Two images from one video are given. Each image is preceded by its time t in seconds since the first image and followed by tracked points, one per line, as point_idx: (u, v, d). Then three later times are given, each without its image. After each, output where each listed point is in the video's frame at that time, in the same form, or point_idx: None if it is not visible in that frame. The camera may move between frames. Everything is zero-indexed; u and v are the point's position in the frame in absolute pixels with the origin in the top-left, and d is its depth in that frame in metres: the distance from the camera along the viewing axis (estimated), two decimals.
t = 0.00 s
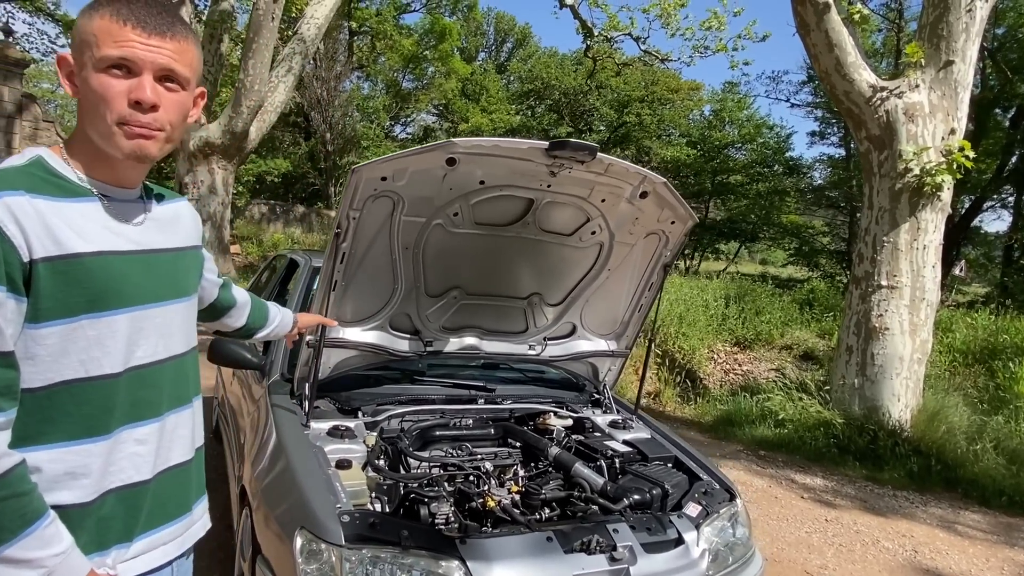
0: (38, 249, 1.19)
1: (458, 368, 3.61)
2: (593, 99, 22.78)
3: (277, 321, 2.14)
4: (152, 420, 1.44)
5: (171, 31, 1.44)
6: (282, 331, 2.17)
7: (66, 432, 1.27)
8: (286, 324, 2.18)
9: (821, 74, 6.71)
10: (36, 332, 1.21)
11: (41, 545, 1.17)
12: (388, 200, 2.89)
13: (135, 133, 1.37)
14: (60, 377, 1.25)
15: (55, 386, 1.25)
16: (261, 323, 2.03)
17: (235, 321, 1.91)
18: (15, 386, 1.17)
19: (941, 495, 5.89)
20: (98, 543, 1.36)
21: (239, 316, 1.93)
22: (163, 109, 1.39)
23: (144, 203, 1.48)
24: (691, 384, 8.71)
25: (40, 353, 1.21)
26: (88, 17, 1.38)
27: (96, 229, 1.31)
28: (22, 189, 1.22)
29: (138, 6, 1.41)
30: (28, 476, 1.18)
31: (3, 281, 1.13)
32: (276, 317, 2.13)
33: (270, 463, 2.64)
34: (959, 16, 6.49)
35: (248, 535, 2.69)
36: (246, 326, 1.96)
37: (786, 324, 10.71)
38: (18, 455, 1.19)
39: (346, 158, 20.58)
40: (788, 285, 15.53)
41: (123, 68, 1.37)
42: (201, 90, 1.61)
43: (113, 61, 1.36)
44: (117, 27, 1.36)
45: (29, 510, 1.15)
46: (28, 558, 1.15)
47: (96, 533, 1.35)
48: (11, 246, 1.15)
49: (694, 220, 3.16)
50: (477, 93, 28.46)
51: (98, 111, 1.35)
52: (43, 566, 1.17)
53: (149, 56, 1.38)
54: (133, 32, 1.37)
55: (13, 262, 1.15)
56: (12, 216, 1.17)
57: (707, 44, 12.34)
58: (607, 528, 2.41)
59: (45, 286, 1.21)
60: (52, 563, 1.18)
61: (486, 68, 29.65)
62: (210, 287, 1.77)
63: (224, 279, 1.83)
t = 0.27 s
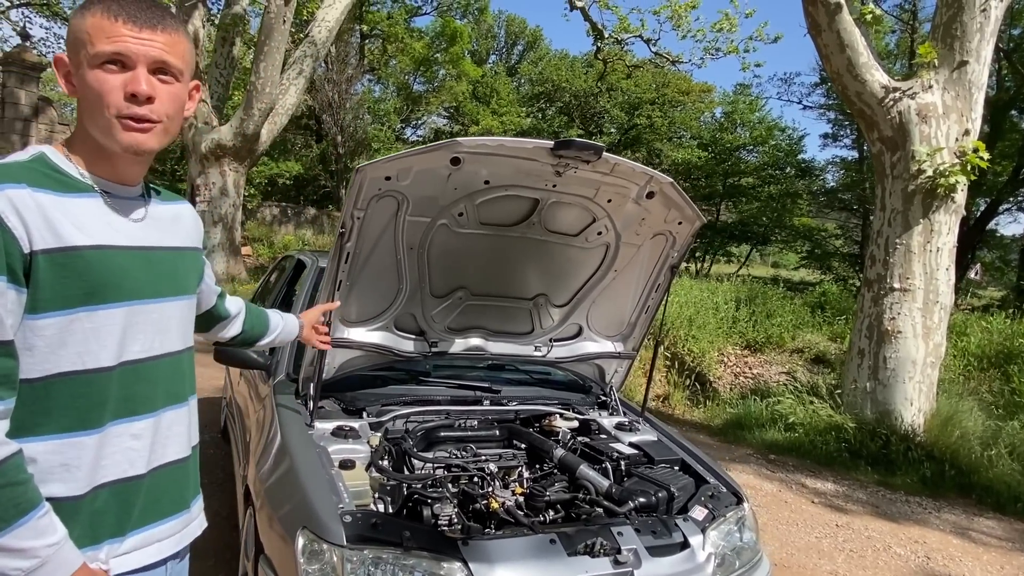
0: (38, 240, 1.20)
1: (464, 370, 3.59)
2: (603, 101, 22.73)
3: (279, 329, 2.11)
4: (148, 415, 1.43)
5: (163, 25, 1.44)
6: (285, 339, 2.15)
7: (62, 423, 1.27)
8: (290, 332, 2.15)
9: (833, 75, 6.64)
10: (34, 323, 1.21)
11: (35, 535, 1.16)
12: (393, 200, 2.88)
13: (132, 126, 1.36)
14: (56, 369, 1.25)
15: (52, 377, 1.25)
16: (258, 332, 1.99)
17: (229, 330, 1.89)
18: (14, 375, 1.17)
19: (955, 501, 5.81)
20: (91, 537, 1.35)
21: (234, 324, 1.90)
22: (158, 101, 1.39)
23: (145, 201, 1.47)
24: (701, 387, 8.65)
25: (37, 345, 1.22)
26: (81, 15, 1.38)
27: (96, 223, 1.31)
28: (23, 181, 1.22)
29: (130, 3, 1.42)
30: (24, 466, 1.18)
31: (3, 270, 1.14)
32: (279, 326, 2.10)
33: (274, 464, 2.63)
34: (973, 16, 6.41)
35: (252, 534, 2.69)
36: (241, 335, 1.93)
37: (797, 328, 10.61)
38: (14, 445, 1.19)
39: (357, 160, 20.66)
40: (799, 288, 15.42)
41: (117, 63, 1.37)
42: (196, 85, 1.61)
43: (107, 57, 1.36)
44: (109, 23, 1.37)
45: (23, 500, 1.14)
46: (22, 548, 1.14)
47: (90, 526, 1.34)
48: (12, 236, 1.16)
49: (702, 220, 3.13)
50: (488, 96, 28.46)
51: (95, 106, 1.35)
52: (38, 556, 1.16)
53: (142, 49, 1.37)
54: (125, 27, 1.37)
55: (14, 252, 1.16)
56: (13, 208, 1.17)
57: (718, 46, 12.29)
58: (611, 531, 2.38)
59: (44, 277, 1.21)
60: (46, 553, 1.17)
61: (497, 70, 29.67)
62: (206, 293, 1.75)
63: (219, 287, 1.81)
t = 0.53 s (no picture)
0: (45, 241, 1.21)
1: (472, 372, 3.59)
2: (612, 103, 22.70)
3: (296, 368, 2.04)
4: (156, 417, 1.43)
5: (183, 39, 1.46)
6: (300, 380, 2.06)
7: (70, 423, 1.28)
8: (307, 371, 2.07)
9: (843, 77, 6.60)
10: (42, 323, 1.22)
11: (43, 530, 1.16)
12: (401, 203, 2.89)
13: (140, 134, 1.37)
14: (64, 368, 1.26)
15: (61, 376, 1.26)
16: (266, 365, 1.93)
17: (232, 357, 1.84)
18: (24, 372, 1.18)
19: (966, 506, 5.76)
20: (97, 536, 1.36)
21: (239, 353, 1.85)
22: (168, 111, 1.39)
23: (155, 208, 1.47)
24: (709, 391, 8.61)
25: (45, 344, 1.23)
26: (105, 25, 1.41)
27: (103, 225, 1.32)
28: (32, 183, 1.23)
29: (154, 15, 1.45)
30: (34, 462, 1.19)
31: (11, 270, 1.15)
32: (295, 364, 2.03)
33: (283, 467, 2.64)
34: (986, 17, 6.36)
35: (260, 536, 2.70)
36: (245, 365, 1.88)
37: (807, 331, 10.56)
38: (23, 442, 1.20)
39: (365, 162, 20.73)
40: (809, 291, 15.34)
41: (134, 71, 1.39)
42: (212, 99, 1.61)
43: (124, 64, 1.38)
44: (130, 32, 1.39)
45: (33, 495, 1.15)
46: (30, 543, 1.14)
47: (99, 524, 1.35)
48: (20, 236, 1.17)
49: (711, 223, 3.11)
50: (496, 98, 28.47)
51: (107, 111, 1.36)
52: (45, 551, 1.16)
53: (157, 58, 1.39)
54: (144, 36, 1.39)
55: (22, 253, 1.18)
56: (21, 208, 1.19)
57: (727, 48, 12.26)
58: (619, 536, 2.37)
59: (51, 278, 1.22)
60: (54, 549, 1.17)
61: (505, 72, 29.69)
62: (214, 313, 1.72)
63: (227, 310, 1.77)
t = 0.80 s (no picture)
0: (61, 247, 1.22)
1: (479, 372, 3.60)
2: (617, 104, 22.68)
3: (307, 380, 2.00)
4: (174, 416, 1.44)
5: (231, 56, 1.53)
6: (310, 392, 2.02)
7: (87, 423, 1.30)
8: (315, 385, 2.02)
9: (850, 78, 6.58)
10: (58, 328, 1.23)
11: (61, 530, 1.17)
12: (409, 204, 2.90)
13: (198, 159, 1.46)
14: (79, 372, 1.27)
15: (76, 380, 1.27)
16: (277, 371, 1.91)
17: (240, 361, 1.83)
18: (39, 378, 1.19)
19: (974, 510, 5.74)
20: (118, 531, 1.37)
21: (247, 359, 1.85)
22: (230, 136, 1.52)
23: (163, 208, 1.48)
24: (715, 392, 8.59)
25: (60, 350, 1.23)
26: (170, 36, 1.41)
27: (115, 229, 1.32)
28: (45, 190, 1.23)
29: (203, 28, 1.48)
30: (49, 464, 1.20)
31: (27, 277, 1.16)
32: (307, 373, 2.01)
33: (291, 466, 2.64)
34: (994, 18, 6.33)
35: (268, 534, 2.71)
36: (255, 371, 1.86)
37: (813, 333, 10.53)
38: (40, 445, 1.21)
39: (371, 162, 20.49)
40: (815, 292, 15.30)
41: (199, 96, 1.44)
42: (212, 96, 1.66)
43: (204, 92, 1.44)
44: (205, 57, 1.44)
45: (50, 496, 1.16)
46: (49, 542, 1.16)
47: (118, 520, 1.37)
48: (36, 245, 1.18)
49: (719, 224, 3.11)
50: (502, 99, 28.48)
51: (172, 132, 1.40)
52: (64, 550, 1.17)
53: (223, 90, 1.47)
54: (216, 61, 1.46)
55: (38, 260, 1.18)
56: (36, 216, 1.19)
57: (733, 49, 12.25)
58: (626, 536, 2.36)
59: (66, 284, 1.23)
60: (72, 547, 1.18)
61: (511, 73, 29.71)
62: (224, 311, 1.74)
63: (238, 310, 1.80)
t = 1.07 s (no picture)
0: (92, 253, 1.23)
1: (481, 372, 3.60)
2: (620, 104, 22.67)
3: (306, 341, 2.07)
4: (195, 411, 1.47)
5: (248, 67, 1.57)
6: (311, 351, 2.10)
7: (115, 423, 1.32)
8: (317, 345, 2.10)
9: (854, 79, 6.57)
10: (88, 332, 1.24)
11: (106, 525, 1.20)
12: (413, 202, 2.90)
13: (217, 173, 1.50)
14: (108, 373, 1.29)
15: (102, 382, 1.28)
16: (278, 338, 1.97)
17: (243, 337, 1.86)
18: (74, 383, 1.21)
19: (976, 511, 5.73)
20: (148, 523, 1.40)
21: (249, 331, 1.87)
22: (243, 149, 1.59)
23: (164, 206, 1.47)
24: (716, 392, 8.58)
25: (89, 353, 1.25)
26: (223, 60, 1.43)
27: (138, 231, 1.33)
28: (75, 195, 1.23)
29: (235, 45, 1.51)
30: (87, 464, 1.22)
31: (66, 285, 1.17)
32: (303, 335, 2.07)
33: (294, 464, 2.65)
34: (998, 19, 6.32)
35: (270, 532, 2.71)
36: (257, 341, 1.91)
37: (815, 333, 10.52)
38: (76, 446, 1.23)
39: (373, 161, 20.56)
40: (817, 293, 15.28)
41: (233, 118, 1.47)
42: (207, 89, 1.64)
43: (244, 115, 1.49)
44: (248, 83, 1.49)
45: (93, 493, 1.19)
46: (96, 537, 1.19)
47: (148, 514, 1.39)
48: (71, 251, 1.19)
49: (722, 224, 3.11)
50: (505, 98, 28.48)
51: (204, 150, 1.43)
52: (110, 543, 1.21)
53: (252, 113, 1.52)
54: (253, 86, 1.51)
55: (74, 266, 1.19)
56: (72, 223, 1.20)
57: (736, 49, 12.23)
58: (627, 536, 2.36)
59: (96, 288, 1.24)
60: (117, 539, 1.22)
61: (514, 73, 29.71)
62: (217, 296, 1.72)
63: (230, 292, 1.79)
